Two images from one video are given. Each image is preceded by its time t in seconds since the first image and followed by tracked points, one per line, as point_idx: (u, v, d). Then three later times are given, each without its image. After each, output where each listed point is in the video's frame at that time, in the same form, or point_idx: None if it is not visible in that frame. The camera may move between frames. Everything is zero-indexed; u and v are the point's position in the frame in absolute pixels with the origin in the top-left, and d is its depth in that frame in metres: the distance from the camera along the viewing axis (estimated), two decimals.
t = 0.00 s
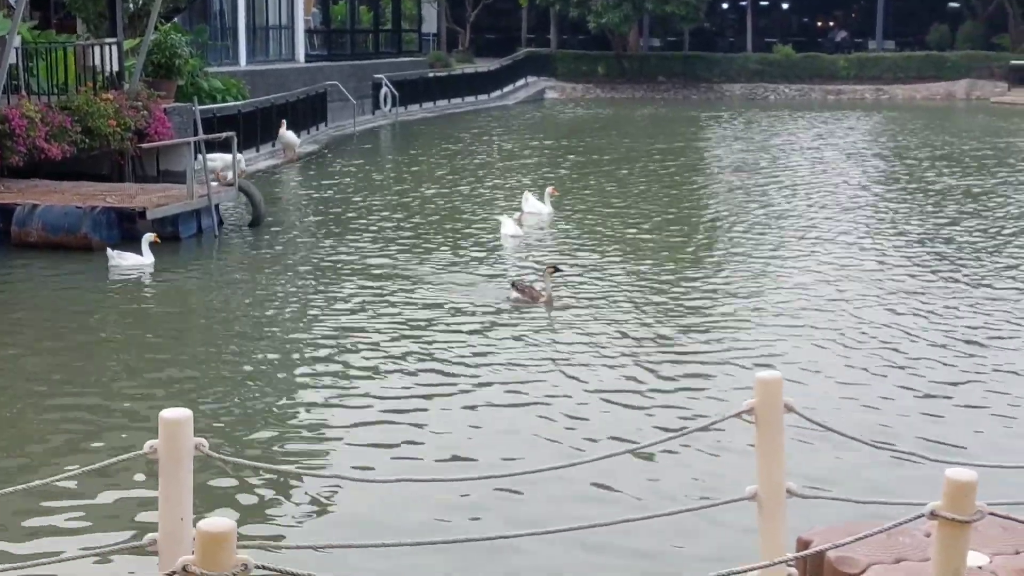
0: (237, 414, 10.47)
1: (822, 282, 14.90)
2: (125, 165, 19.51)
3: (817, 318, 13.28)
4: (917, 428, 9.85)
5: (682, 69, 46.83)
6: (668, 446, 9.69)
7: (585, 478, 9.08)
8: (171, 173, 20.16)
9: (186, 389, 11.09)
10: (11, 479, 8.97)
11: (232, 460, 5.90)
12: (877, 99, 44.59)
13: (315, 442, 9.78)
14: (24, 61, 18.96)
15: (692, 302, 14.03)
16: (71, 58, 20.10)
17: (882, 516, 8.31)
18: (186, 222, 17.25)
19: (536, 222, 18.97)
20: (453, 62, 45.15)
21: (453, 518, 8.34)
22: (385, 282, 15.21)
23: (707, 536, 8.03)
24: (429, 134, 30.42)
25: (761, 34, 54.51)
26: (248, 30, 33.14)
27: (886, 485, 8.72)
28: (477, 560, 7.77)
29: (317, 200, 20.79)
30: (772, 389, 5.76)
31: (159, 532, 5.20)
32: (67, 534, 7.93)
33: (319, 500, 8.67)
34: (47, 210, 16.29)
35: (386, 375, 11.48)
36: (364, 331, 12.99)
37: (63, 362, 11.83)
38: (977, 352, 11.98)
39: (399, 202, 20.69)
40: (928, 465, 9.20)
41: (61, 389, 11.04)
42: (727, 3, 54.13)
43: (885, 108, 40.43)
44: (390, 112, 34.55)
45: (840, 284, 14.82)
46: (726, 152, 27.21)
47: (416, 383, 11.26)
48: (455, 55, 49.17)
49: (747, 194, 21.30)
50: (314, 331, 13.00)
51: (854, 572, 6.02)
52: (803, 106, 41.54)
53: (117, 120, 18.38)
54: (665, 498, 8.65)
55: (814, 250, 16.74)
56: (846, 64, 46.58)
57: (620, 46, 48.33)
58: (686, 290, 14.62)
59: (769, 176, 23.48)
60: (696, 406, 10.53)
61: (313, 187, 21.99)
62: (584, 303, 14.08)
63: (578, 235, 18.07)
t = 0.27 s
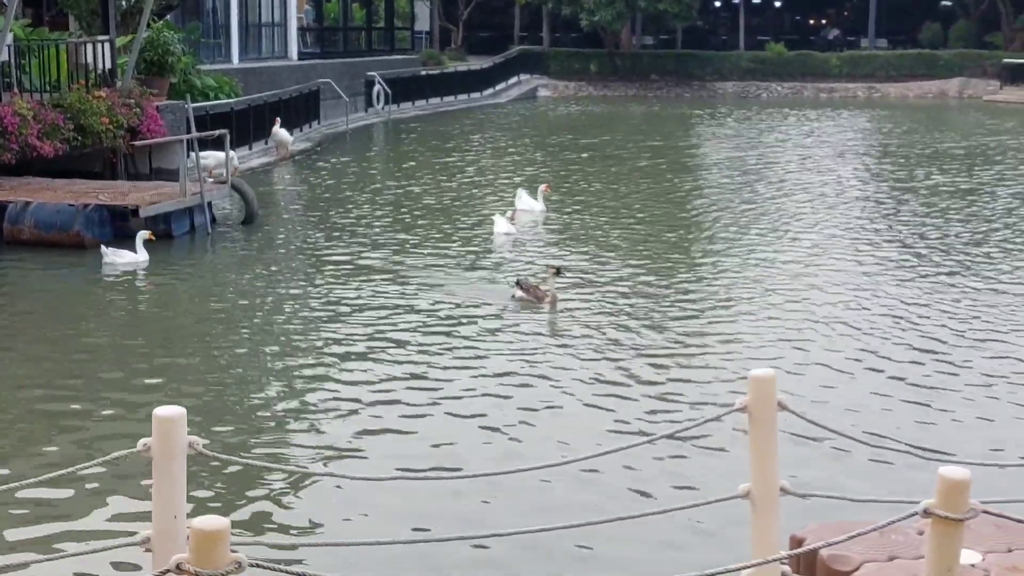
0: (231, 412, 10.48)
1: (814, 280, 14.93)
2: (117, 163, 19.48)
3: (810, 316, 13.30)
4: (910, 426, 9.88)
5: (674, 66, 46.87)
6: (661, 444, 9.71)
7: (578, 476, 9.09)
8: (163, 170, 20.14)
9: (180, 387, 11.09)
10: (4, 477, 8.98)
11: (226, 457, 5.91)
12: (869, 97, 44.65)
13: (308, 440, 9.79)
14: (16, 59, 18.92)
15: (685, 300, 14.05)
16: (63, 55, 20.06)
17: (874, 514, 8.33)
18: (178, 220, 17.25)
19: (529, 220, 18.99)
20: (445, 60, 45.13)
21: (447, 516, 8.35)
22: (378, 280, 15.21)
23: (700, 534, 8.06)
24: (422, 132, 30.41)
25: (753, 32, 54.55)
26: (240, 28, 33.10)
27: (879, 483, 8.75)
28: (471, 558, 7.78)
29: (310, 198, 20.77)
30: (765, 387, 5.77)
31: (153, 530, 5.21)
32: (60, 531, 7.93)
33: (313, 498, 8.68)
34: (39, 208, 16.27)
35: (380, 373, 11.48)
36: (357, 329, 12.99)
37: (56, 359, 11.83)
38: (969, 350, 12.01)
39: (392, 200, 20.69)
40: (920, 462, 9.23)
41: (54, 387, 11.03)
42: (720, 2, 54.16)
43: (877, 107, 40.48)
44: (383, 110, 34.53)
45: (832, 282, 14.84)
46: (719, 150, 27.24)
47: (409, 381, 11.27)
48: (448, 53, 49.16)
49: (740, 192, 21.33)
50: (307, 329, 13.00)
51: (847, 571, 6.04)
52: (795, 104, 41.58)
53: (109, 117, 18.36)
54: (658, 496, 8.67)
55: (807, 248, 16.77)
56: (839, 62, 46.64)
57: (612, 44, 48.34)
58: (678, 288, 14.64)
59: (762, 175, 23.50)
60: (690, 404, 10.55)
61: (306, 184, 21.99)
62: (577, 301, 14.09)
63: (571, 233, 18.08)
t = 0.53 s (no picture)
0: (232, 413, 10.49)
1: (813, 281, 14.95)
2: (117, 164, 19.50)
3: (809, 317, 13.32)
4: (912, 427, 9.91)
5: (673, 67, 46.89)
6: (661, 445, 9.73)
7: (578, 477, 9.11)
8: (163, 172, 20.16)
9: (181, 388, 11.11)
10: (6, 478, 9.00)
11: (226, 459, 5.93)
12: (869, 98, 44.68)
13: (309, 441, 9.81)
14: (16, 60, 18.93)
15: (685, 301, 14.07)
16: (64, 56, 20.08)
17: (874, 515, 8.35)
18: (178, 220, 17.27)
19: (528, 221, 19.02)
20: (445, 60, 45.16)
21: (450, 516, 8.38)
22: (378, 281, 15.24)
23: (700, 536, 8.08)
24: (422, 133, 30.45)
25: (752, 33, 54.59)
26: (240, 29, 33.12)
27: (878, 485, 8.77)
28: (472, 559, 7.81)
29: (310, 199, 20.79)
30: (765, 388, 5.79)
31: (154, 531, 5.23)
32: (62, 532, 7.95)
33: (314, 499, 8.70)
34: (40, 209, 16.29)
35: (380, 374, 11.50)
36: (358, 330, 13.01)
37: (57, 360, 11.84)
38: (969, 351, 12.04)
39: (391, 201, 20.72)
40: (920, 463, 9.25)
41: (55, 388, 11.05)
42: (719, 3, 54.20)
43: (876, 108, 40.50)
44: (382, 111, 34.56)
45: (832, 283, 14.87)
46: (718, 152, 27.28)
47: (410, 382, 11.29)
48: (447, 54, 49.20)
49: (739, 194, 21.36)
50: (307, 330, 13.01)
51: (847, 572, 6.07)
52: (794, 105, 41.60)
53: (109, 119, 18.38)
54: (658, 497, 8.69)
55: (806, 249, 16.80)
56: (838, 63, 46.67)
57: (611, 45, 48.36)
58: (678, 289, 14.66)
59: (763, 175, 23.52)
60: (690, 405, 10.57)
61: (306, 186, 22.01)
62: (578, 302, 14.12)
63: (572, 234, 18.10)
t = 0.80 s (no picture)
0: (234, 417, 10.50)
1: (815, 285, 14.96)
2: (119, 167, 19.52)
3: (811, 321, 13.34)
4: (912, 431, 9.93)
5: (675, 71, 46.92)
6: (663, 449, 9.74)
7: (580, 481, 9.12)
8: (165, 175, 20.18)
9: (183, 392, 11.12)
10: (9, 482, 9.01)
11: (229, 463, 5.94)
12: (870, 101, 44.71)
13: (312, 445, 9.82)
14: (18, 64, 18.94)
15: (687, 305, 14.08)
16: (66, 60, 20.10)
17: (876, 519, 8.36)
18: (180, 224, 17.29)
19: (530, 224, 19.04)
20: (446, 64, 45.21)
21: (452, 520, 8.39)
22: (380, 285, 15.25)
23: (702, 540, 8.09)
24: (424, 136, 30.48)
25: (753, 36, 54.64)
26: (242, 32, 33.14)
27: (880, 489, 8.78)
28: (475, 564, 7.82)
29: (312, 203, 20.81)
30: (768, 393, 5.81)
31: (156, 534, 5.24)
32: (65, 536, 7.97)
33: (316, 503, 8.71)
34: (42, 213, 16.31)
35: (382, 378, 11.51)
36: (360, 334, 13.02)
37: (59, 364, 11.85)
38: (970, 355, 12.06)
39: (393, 205, 20.74)
40: (922, 467, 9.25)
41: (58, 391, 11.06)
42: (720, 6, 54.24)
43: (877, 111, 40.54)
44: (384, 114, 34.59)
45: (834, 287, 14.88)
46: (719, 155, 27.31)
47: (412, 385, 11.30)
48: (448, 57, 49.24)
49: (741, 197, 21.38)
50: (309, 334, 13.02)
51: None
52: (796, 108, 41.64)
53: (111, 122, 18.40)
54: (660, 501, 8.70)
55: (808, 253, 16.81)
56: (840, 67, 46.69)
57: (612, 48, 48.39)
58: (680, 292, 14.67)
59: (764, 179, 23.55)
60: (691, 409, 10.58)
61: (308, 189, 22.04)
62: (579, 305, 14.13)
63: (574, 237, 18.12)
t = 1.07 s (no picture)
0: (232, 420, 10.50)
1: (812, 289, 14.96)
2: (118, 170, 19.51)
3: (808, 325, 13.35)
4: (910, 435, 9.93)
5: (674, 75, 46.95)
6: (661, 453, 9.74)
7: (578, 486, 9.11)
8: (164, 178, 20.18)
9: (183, 395, 11.11)
10: (7, 485, 9.00)
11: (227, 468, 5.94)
12: (869, 106, 44.76)
13: (310, 449, 9.81)
14: (17, 67, 18.92)
15: (684, 309, 14.09)
16: (64, 63, 20.09)
17: (875, 524, 8.35)
18: (178, 227, 17.29)
19: (529, 228, 19.05)
20: (446, 68, 45.23)
21: (450, 523, 8.39)
22: (378, 288, 15.25)
23: (700, 544, 8.07)
24: (423, 140, 30.49)
25: (752, 41, 54.70)
26: (241, 34, 33.14)
27: (879, 493, 8.78)
28: (475, 568, 7.80)
29: (310, 206, 20.81)
30: (766, 397, 5.81)
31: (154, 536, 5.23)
32: (63, 538, 7.95)
33: (314, 506, 8.70)
34: (41, 215, 16.29)
35: (381, 381, 11.51)
36: (358, 337, 13.01)
37: (57, 367, 11.84)
38: (969, 359, 12.06)
39: (392, 208, 20.74)
40: (921, 472, 9.25)
41: (55, 395, 11.04)
42: (719, 11, 54.30)
43: (876, 116, 40.57)
44: (383, 117, 34.60)
45: (831, 291, 14.89)
46: (718, 159, 27.35)
47: (411, 389, 11.29)
48: (447, 61, 49.25)
49: (739, 201, 21.40)
50: (307, 338, 13.01)
51: None
52: (794, 113, 41.66)
53: (110, 125, 18.39)
54: (659, 506, 8.69)
55: (805, 258, 16.82)
56: (838, 72, 46.71)
57: (612, 52, 48.39)
58: (678, 296, 14.67)
59: (762, 183, 23.56)
60: (690, 413, 10.58)
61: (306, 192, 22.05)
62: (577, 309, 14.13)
63: (572, 241, 18.13)
